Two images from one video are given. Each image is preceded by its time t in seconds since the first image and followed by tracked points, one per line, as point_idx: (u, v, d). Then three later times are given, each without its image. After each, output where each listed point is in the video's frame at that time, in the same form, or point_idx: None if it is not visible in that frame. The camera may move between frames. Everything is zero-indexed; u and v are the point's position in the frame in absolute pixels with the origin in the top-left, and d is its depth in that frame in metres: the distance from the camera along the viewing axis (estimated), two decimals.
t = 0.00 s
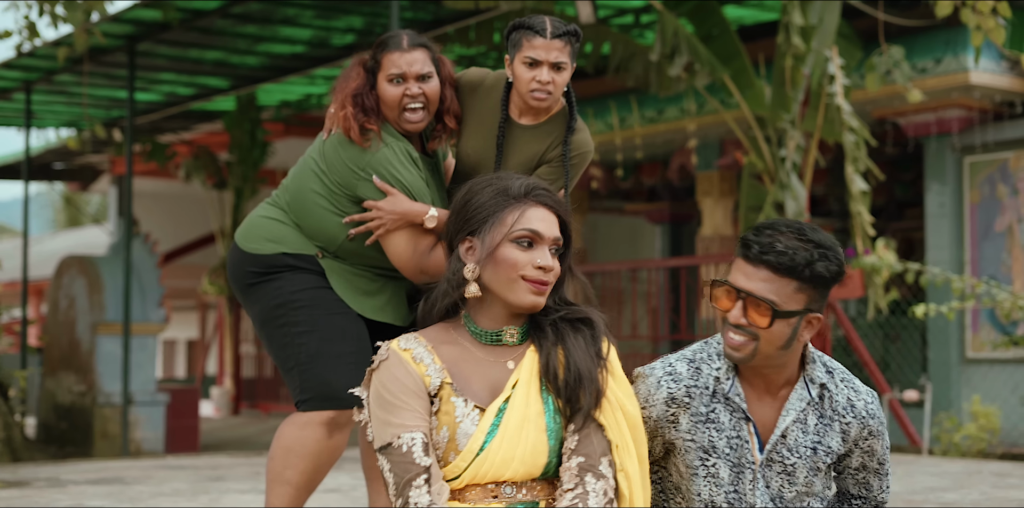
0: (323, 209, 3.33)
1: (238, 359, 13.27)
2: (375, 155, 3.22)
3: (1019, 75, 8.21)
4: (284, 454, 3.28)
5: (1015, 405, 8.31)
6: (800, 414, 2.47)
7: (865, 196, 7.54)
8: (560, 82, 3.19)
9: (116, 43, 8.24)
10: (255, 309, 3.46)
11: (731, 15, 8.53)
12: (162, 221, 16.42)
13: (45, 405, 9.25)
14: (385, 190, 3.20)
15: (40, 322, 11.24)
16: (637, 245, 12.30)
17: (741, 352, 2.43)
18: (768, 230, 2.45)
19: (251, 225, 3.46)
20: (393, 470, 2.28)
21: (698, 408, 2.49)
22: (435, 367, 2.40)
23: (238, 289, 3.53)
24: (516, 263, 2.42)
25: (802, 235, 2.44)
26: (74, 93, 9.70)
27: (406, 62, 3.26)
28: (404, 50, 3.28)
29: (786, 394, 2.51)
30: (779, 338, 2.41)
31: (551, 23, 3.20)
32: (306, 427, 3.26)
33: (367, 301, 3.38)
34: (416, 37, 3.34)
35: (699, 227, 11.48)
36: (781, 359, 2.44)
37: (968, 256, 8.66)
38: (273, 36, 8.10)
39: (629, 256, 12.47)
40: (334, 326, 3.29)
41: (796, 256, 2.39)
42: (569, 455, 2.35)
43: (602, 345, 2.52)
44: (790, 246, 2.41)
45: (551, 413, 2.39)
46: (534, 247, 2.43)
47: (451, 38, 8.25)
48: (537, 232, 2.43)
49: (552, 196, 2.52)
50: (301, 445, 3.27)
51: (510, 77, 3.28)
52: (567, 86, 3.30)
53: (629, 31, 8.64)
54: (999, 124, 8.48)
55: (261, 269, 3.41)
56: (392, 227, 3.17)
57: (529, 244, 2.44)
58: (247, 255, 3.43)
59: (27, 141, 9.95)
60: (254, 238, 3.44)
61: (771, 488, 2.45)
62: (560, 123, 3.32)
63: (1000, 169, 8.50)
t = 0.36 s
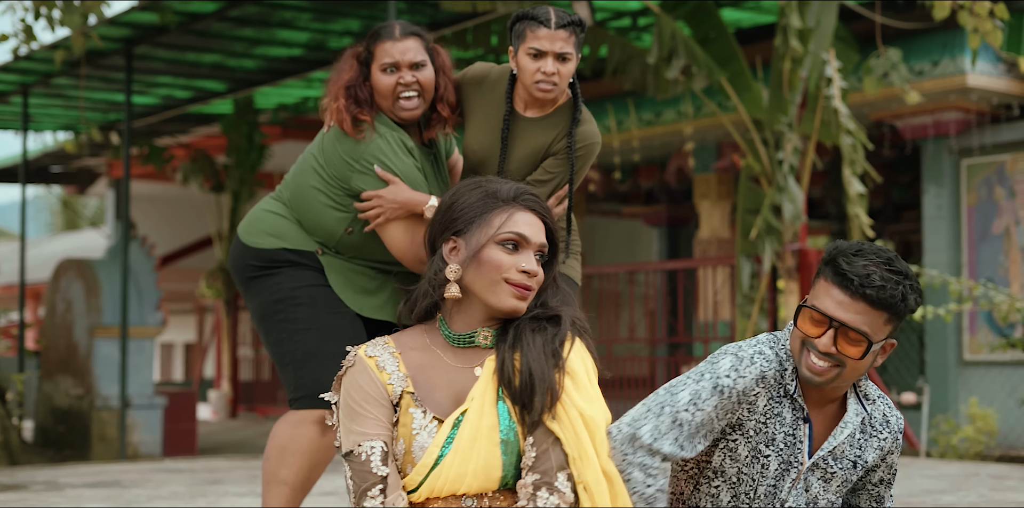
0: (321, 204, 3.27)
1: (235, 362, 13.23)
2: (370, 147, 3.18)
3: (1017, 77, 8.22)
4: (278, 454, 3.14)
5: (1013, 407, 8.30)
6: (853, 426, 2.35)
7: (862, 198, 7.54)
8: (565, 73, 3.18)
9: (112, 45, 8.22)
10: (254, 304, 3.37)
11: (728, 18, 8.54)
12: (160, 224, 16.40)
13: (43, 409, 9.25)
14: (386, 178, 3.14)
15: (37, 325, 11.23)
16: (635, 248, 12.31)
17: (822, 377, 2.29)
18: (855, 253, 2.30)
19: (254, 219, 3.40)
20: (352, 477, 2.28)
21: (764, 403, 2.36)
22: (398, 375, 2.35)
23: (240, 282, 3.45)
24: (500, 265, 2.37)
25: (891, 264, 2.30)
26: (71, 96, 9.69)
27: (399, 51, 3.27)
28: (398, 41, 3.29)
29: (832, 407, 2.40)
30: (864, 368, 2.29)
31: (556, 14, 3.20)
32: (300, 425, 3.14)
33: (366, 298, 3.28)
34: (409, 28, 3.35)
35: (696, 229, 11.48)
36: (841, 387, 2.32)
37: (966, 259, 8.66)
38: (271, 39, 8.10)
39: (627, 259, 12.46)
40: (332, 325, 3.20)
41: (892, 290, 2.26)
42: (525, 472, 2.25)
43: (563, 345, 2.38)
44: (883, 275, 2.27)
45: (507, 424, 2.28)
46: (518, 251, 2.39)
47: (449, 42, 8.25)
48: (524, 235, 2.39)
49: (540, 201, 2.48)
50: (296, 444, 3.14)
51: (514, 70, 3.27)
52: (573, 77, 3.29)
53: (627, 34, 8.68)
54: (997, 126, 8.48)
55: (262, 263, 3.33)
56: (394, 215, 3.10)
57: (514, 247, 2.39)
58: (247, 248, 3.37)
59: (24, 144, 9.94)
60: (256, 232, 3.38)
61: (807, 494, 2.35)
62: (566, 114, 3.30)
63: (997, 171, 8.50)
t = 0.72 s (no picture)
0: (311, 190, 3.27)
1: (233, 364, 13.23)
2: (360, 131, 3.20)
3: (1015, 79, 8.22)
4: (284, 435, 3.00)
5: (1011, 408, 8.31)
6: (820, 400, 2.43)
7: (860, 200, 7.54)
8: (569, 63, 3.18)
9: (111, 47, 8.23)
10: (254, 290, 3.32)
11: (727, 19, 8.53)
12: (158, 226, 16.41)
13: (41, 411, 9.24)
14: (386, 160, 3.15)
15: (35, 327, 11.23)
16: (633, 249, 12.31)
17: (770, 348, 2.32)
18: (789, 225, 2.36)
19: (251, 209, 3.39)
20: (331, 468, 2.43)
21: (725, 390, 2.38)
22: (382, 374, 2.47)
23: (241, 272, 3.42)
24: (462, 265, 2.44)
25: (825, 231, 2.36)
26: (69, 98, 9.69)
27: (391, 37, 3.25)
28: (389, 24, 3.27)
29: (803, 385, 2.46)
30: (811, 332, 2.32)
31: (559, 4, 3.18)
32: (305, 404, 3.02)
33: (364, 281, 3.23)
34: (402, 11, 3.33)
35: (694, 231, 11.46)
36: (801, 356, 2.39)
37: (964, 260, 8.67)
38: (268, 41, 8.10)
39: (625, 261, 12.47)
40: (333, 303, 3.15)
41: (828, 252, 2.32)
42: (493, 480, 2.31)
43: (538, 353, 2.37)
44: (818, 238, 2.33)
45: (478, 430, 2.35)
46: (483, 250, 2.44)
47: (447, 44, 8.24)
48: (487, 235, 2.44)
49: (516, 198, 2.51)
50: (303, 423, 3.01)
51: (517, 61, 3.27)
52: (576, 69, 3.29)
53: (625, 36, 8.67)
54: (994, 128, 8.48)
55: (260, 248, 3.30)
56: (393, 194, 3.09)
57: (479, 245, 2.44)
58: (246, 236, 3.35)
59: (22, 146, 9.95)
60: (252, 219, 3.37)
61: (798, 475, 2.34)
62: (570, 106, 3.30)
63: (995, 173, 8.50)
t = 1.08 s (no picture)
0: (308, 190, 3.26)
1: (233, 365, 13.26)
2: (359, 122, 3.17)
3: (1014, 80, 8.22)
4: (297, 455, 3.07)
5: (1010, 409, 8.29)
6: (776, 394, 2.49)
7: (859, 202, 7.54)
8: (571, 52, 3.18)
9: (110, 49, 8.24)
10: (252, 301, 3.31)
11: (726, 21, 8.55)
12: (157, 228, 16.43)
13: (40, 412, 9.24)
14: (387, 152, 3.14)
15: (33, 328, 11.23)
16: (632, 251, 12.32)
17: (703, 358, 2.41)
18: (691, 233, 2.45)
19: (245, 214, 3.36)
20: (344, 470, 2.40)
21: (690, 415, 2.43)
22: (397, 375, 2.42)
23: (236, 280, 3.40)
24: (446, 275, 2.41)
25: (726, 230, 2.46)
26: (68, 100, 9.71)
27: (391, 31, 3.25)
28: (388, 21, 3.26)
29: (752, 385, 2.53)
30: (735, 333, 2.41)
31: None
32: (315, 420, 3.09)
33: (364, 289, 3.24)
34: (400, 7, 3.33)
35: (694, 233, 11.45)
36: (735, 356, 2.44)
37: (963, 261, 8.66)
38: (267, 42, 8.11)
39: (624, 262, 12.48)
40: (334, 317, 3.16)
41: (731, 250, 2.42)
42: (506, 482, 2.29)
43: (551, 363, 2.34)
44: (717, 243, 2.43)
45: (491, 433, 2.31)
46: (464, 258, 2.41)
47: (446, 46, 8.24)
48: (464, 242, 2.40)
49: (497, 199, 2.45)
50: (317, 441, 3.08)
51: (517, 52, 3.27)
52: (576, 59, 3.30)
53: (624, 37, 8.70)
54: (993, 130, 8.49)
55: (256, 257, 3.28)
56: (395, 186, 3.09)
57: (460, 254, 2.41)
58: (240, 242, 3.32)
59: (21, 148, 9.96)
60: (247, 224, 3.33)
61: (777, 474, 2.45)
62: (571, 96, 3.29)
63: (994, 174, 8.50)
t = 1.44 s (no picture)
0: (305, 190, 3.23)
1: (232, 366, 13.31)
2: (357, 118, 3.15)
3: (1013, 82, 8.22)
4: (301, 463, 3.16)
5: (1009, 411, 8.30)
6: (774, 399, 2.48)
7: (859, 203, 7.54)
8: (567, 48, 3.12)
9: (110, 50, 8.24)
10: (250, 305, 3.30)
11: (725, 22, 8.56)
12: (156, 229, 16.43)
13: (40, 414, 9.24)
14: (385, 150, 3.11)
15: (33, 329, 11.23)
16: (631, 252, 12.31)
17: (686, 360, 2.41)
18: (689, 234, 2.46)
19: (241, 215, 3.34)
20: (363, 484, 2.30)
21: (684, 423, 2.42)
22: (418, 381, 2.36)
23: (232, 284, 3.37)
24: (502, 292, 2.35)
25: (721, 232, 2.47)
26: (68, 101, 9.70)
27: (395, 30, 3.25)
28: (391, 18, 3.26)
29: (750, 391, 2.52)
30: (722, 336, 2.41)
31: None
32: (318, 429, 3.15)
33: (364, 292, 3.26)
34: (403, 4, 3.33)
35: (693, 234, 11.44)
36: (730, 359, 2.44)
37: (962, 263, 8.66)
38: (267, 44, 8.11)
39: (623, 263, 12.49)
40: (337, 321, 3.17)
41: (719, 253, 2.41)
42: (545, 477, 2.29)
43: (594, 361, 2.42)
44: (710, 245, 2.43)
45: (529, 428, 2.32)
46: (518, 272, 2.36)
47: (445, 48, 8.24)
48: (521, 256, 2.35)
49: (543, 212, 2.42)
50: (320, 451, 3.16)
51: (513, 46, 3.21)
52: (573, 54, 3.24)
53: (624, 39, 8.71)
54: (993, 131, 8.48)
55: (255, 260, 3.27)
56: (388, 185, 3.06)
57: (512, 268, 2.36)
58: (237, 245, 3.30)
59: (20, 149, 9.95)
60: (244, 227, 3.32)
61: (774, 480, 2.45)
62: (568, 91, 3.24)
63: (993, 176, 8.50)
